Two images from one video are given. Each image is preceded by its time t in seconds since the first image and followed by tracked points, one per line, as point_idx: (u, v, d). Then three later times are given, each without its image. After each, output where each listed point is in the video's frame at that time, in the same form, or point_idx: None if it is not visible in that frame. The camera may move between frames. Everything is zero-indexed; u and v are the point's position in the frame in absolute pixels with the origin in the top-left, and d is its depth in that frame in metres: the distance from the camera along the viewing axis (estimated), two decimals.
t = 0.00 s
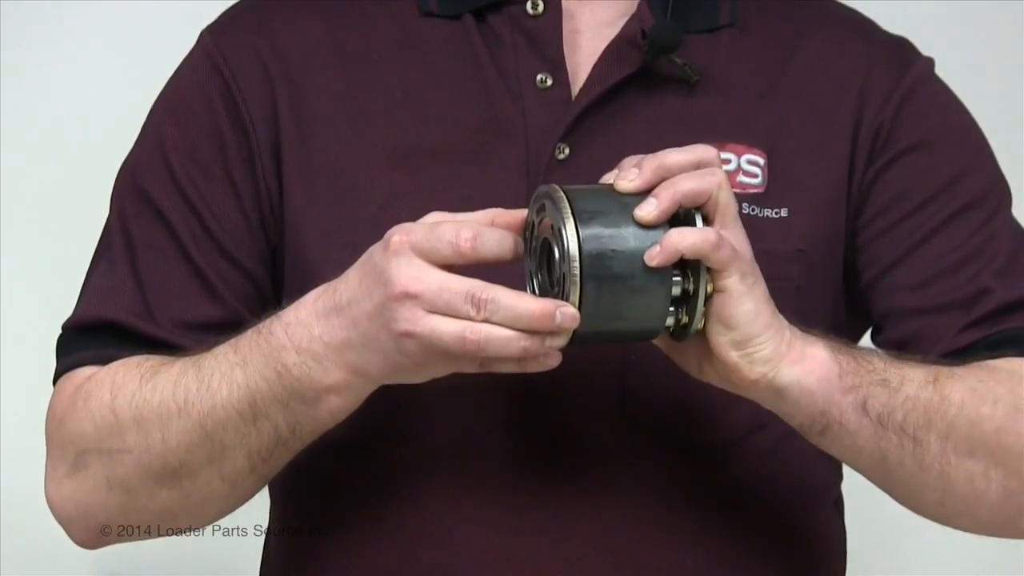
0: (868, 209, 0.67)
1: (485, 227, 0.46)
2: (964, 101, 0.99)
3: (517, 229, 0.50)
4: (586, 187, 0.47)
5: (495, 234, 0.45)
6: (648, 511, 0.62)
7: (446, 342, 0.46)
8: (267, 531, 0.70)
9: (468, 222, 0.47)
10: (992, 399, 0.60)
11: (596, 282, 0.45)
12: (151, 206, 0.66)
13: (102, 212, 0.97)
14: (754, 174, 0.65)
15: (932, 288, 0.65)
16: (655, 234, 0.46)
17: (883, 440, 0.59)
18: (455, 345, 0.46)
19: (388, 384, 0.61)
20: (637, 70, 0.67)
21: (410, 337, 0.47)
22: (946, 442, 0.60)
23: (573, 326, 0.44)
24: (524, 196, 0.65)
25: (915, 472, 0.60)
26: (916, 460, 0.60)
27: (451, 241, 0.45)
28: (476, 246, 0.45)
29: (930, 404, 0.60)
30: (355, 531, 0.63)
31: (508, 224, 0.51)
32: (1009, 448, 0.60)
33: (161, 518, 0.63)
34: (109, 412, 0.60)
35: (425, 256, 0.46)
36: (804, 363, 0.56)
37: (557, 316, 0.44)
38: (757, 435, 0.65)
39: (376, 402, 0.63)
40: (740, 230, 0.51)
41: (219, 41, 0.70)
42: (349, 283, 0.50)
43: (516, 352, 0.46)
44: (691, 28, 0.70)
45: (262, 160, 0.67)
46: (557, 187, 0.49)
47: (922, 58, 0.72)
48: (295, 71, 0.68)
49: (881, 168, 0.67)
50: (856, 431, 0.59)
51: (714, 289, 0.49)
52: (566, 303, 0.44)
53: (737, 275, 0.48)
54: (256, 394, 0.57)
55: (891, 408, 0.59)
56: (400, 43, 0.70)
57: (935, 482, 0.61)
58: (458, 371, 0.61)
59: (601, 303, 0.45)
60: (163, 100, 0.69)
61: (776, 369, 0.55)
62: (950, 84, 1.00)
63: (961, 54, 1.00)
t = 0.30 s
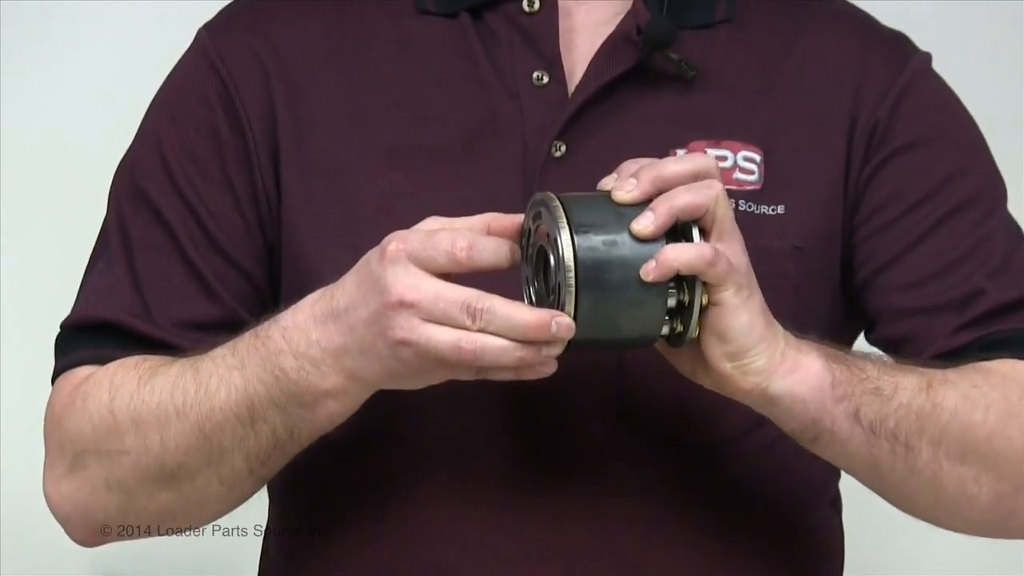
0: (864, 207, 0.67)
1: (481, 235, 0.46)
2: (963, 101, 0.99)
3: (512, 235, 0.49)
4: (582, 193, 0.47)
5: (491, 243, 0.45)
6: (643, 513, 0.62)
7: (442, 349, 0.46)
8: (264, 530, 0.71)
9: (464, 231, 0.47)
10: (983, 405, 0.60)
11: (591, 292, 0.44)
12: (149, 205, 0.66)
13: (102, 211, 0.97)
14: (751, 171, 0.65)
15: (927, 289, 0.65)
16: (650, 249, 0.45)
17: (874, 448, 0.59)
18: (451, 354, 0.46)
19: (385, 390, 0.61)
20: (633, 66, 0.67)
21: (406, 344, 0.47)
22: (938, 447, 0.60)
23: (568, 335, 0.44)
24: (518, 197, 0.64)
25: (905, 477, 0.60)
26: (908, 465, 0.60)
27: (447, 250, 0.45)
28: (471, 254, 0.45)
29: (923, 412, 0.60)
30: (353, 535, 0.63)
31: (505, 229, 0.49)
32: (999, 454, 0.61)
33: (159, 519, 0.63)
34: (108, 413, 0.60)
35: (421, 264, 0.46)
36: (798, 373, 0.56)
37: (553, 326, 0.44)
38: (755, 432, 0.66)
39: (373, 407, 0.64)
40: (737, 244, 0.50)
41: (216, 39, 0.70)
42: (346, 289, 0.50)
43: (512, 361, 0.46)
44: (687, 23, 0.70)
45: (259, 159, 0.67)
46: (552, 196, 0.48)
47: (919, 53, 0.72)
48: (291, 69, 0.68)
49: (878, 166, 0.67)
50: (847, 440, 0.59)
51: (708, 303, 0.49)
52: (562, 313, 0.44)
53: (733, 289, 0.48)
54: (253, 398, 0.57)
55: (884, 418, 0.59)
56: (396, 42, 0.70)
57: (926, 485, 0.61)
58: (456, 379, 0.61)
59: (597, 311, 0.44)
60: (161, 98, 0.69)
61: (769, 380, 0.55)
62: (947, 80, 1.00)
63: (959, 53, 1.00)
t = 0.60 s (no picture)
0: (862, 207, 0.67)
1: (479, 246, 0.46)
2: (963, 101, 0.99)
3: (510, 243, 0.50)
4: (580, 205, 0.47)
5: (489, 254, 0.45)
6: (639, 517, 0.62)
7: (440, 361, 0.46)
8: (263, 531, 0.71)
9: (462, 241, 0.47)
10: (977, 415, 0.60)
11: (587, 305, 0.44)
12: (148, 206, 0.67)
13: (101, 210, 0.97)
14: (749, 170, 0.65)
15: (927, 289, 0.65)
16: (648, 269, 0.45)
17: (866, 458, 0.59)
18: (448, 365, 0.46)
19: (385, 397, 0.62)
20: (631, 66, 0.66)
21: (404, 354, 0.47)
22: (930, 458, 0.60)
23: (565, 348, 0.44)
24: (513, 202, 0.64)
25: (898, 486, 0.61)
26: (900, 475, 0.60)
27: (445, 261, 0.45)
28: (469, 266, 0.45)
29: (917, 422, 0.60)
30: (351, 538, 0.63)
31: (503, 237, 0.50)
32: (991, 463, 0.61)
33: (159, 522, 0.64)
34: (109, 417, 0.61)
35: (419, 275, 0.46)
36: (791, 389, 0.56)
37: (550, 340, 0.44)
38: (753, 431, 0.66)
39: (371, 413, 0.64)
40: (741, 261, 0.48)
41: (214, 39, 0.70)
42: (345, 297, 0.50)
43: (509, 373, 0.46)
44: (685, 21, 0.70)
45: (257, 159, 0.67)
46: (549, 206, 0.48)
47: (919, 49, 0.72)
48: (290, 67, 0.68)
49: (876, 166, 0.67)
50: (840, 450, 0.59)
51: (705, 321, 0.49)
52: (559, 326, 0.45)
53: (730, 309, 0.48)
54: (252, 404, 0.57)
55: (877, 431, 0.59)
56: (394, 42, 0.70)
57: (918, 494, 0.61)
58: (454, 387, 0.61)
59: (595, 325, 0.45)
60: (161, 98, 0.69)
61: (763, 396, 0.55)
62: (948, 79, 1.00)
63: (961, 52, 0.99)
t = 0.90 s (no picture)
0: (863, 207, 0.67)
1: (482, 249, 0.46)
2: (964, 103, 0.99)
3: (515, 250, 0.49)
4: (584, 209, 0.47)
5: (493, 255, 0.46)
6: (640, 520, 0.62)
7: (443, 362, 0.46)
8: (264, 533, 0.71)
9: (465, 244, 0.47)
10: (974, 424, 0.60)
11: (589, 309, 0.44)
12: (149, 206, 0.67)
13: (102, 209, 0.97)
14: (750, 171, 0.66)
15: (927, 293, 0.65)
16: (651, 281, 0.45)
17: (862, 467, 0.59)
18: (450, 367, 0.46)
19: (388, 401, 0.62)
20: (631, 67, 0.66)
21: (406, 356, 0.47)
22: (926, 467, 0.60)
23: (566, 350, 0.44)
24: (512, 208, 0.64)
25: (893, 493, 0.61)
26: (896, 484, 0.60)
27: (448, 263, 0.46)
28: (473, 267, 0.45)
29: (913, 432, 0.60)
30: (351, 542, 0.63)
31: (508, 243, 0.49)
32: (988, 472, 0.61)
33: (161, 522, 0.64)
34: (111, 418, 0.61)
35: (422, 277, 0.46)
36: (789, 399, 0.56)
37: (552, 342, 0.44)
38: (753, 431, 0.66)
39: (372, 418, 0.64)
40: (745, 274, 0.48)
41: (216, 39, 0.70)
42: (348, 300, 0.50)
43: (511, 375, 0.46)
44: (687, 22, 0.70)
45: (258, 159, 0.67)
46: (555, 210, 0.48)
47: (920, 50, 0.72)
48: (291, 67, 0.68)
49: (877, 167, 0.67)
50: (836, 459, 0.59)
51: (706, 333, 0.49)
52: (561, 328, 0.44)
53: (732, 324, 0.48)
54: (254, 406, 0.57)
55: (874, 439, 0.59)
56: (395, 43, 0.70)
57: (913, 503, 0.61)
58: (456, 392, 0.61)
59: (595, 330, 0.45)
60: (163, 96, 0.69)
61: (759, 408, 0.55)
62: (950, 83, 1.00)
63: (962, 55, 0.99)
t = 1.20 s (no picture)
0: (859, 207, 0.68)
1: (486, 252, 0.46)
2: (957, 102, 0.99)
3: (518, 255, 0.50)
4: (588, 214, 0.47)
5: (496, 259, 0.46)
6: (639, 521, 0.63)
7: (445, 366, 0.46)
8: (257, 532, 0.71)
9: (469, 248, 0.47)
10: (970, 427, 0.61)
11: (592, 313, 0.44)
12: (145, 205, 0.66)
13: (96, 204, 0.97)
14: (747, 169, 0.66)
15: (922, 293, 0.66)
16: (654, 295, 0.45)
17: (859, 471, 0.60)
18: (452, 371, 0.46)
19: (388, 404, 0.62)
20: (629, 66, 0.66)
21: (408, 360, 0.47)
22: (922, 471, 0.61)
23: (569, 355, 0.44)
24: (511, 209, 0.64)
25: (889, 495, 0.61)
26: (892, 487, 0.61)
27: (452, 267, 0.46)
28: (476, 272, 0.45)
29: (911, 435, 0.60)
30: (351, 544, 0.63)
31: (511, 248, 0.50)
32: (983, 474, 0.61)
33: (157, 522, 0.63)
34: (108, 418, 0.61)
35: (425, 281, 0.46)
36: (789, 404, 0.56)
37: (554, 347, 0.44)
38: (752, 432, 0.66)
39: (372, 421, 0.64)
40: (749, 285, 0.48)
41: (211, 35, 0.69)
42: (350, 303, 0.50)
43: (513, 380, 0.46)
44: (684, 20, 0.70)
45: (255, 158, 0.66)
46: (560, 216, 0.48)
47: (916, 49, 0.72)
48: (288, 65, 0.68)
49: (873, 167, 0.68)
50: (832, 463, 0.60)
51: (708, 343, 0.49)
52: (565, 333, 0.45)
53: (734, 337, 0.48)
54: (254, 407, 0.57)
55: (871, 444, 0.60)
56: (393, 41, 0.69)
57: (909, 505, 0.62)
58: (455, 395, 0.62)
59: (599, 335, 0.45)
60: (157, 93, 0.68)
61: (760, 413, 0.55)
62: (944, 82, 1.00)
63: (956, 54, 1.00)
